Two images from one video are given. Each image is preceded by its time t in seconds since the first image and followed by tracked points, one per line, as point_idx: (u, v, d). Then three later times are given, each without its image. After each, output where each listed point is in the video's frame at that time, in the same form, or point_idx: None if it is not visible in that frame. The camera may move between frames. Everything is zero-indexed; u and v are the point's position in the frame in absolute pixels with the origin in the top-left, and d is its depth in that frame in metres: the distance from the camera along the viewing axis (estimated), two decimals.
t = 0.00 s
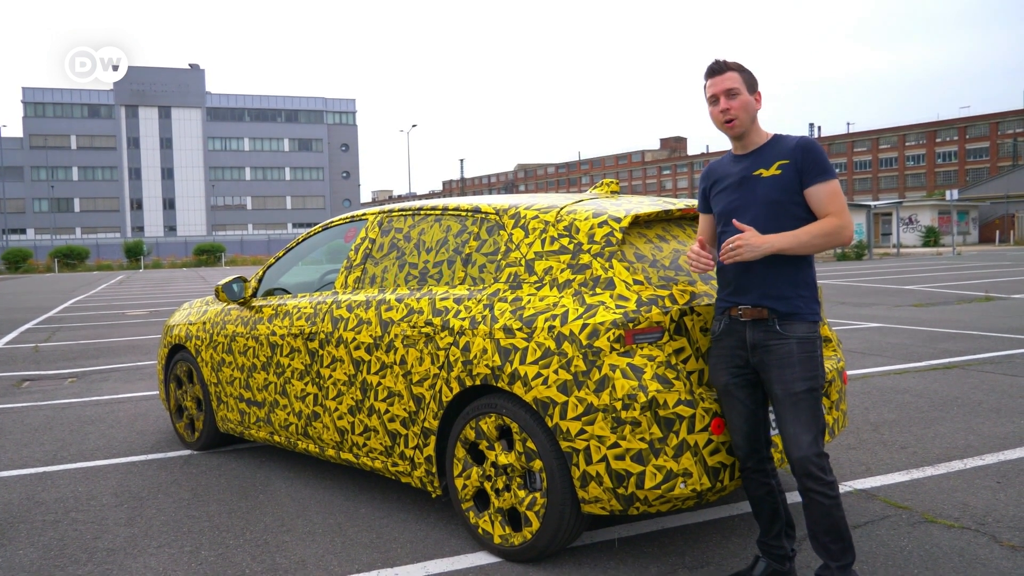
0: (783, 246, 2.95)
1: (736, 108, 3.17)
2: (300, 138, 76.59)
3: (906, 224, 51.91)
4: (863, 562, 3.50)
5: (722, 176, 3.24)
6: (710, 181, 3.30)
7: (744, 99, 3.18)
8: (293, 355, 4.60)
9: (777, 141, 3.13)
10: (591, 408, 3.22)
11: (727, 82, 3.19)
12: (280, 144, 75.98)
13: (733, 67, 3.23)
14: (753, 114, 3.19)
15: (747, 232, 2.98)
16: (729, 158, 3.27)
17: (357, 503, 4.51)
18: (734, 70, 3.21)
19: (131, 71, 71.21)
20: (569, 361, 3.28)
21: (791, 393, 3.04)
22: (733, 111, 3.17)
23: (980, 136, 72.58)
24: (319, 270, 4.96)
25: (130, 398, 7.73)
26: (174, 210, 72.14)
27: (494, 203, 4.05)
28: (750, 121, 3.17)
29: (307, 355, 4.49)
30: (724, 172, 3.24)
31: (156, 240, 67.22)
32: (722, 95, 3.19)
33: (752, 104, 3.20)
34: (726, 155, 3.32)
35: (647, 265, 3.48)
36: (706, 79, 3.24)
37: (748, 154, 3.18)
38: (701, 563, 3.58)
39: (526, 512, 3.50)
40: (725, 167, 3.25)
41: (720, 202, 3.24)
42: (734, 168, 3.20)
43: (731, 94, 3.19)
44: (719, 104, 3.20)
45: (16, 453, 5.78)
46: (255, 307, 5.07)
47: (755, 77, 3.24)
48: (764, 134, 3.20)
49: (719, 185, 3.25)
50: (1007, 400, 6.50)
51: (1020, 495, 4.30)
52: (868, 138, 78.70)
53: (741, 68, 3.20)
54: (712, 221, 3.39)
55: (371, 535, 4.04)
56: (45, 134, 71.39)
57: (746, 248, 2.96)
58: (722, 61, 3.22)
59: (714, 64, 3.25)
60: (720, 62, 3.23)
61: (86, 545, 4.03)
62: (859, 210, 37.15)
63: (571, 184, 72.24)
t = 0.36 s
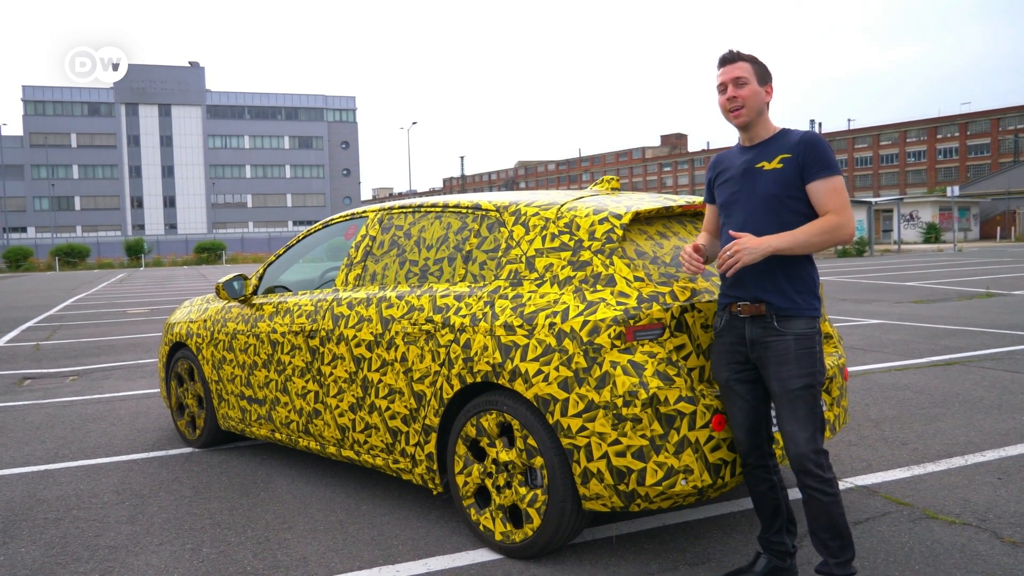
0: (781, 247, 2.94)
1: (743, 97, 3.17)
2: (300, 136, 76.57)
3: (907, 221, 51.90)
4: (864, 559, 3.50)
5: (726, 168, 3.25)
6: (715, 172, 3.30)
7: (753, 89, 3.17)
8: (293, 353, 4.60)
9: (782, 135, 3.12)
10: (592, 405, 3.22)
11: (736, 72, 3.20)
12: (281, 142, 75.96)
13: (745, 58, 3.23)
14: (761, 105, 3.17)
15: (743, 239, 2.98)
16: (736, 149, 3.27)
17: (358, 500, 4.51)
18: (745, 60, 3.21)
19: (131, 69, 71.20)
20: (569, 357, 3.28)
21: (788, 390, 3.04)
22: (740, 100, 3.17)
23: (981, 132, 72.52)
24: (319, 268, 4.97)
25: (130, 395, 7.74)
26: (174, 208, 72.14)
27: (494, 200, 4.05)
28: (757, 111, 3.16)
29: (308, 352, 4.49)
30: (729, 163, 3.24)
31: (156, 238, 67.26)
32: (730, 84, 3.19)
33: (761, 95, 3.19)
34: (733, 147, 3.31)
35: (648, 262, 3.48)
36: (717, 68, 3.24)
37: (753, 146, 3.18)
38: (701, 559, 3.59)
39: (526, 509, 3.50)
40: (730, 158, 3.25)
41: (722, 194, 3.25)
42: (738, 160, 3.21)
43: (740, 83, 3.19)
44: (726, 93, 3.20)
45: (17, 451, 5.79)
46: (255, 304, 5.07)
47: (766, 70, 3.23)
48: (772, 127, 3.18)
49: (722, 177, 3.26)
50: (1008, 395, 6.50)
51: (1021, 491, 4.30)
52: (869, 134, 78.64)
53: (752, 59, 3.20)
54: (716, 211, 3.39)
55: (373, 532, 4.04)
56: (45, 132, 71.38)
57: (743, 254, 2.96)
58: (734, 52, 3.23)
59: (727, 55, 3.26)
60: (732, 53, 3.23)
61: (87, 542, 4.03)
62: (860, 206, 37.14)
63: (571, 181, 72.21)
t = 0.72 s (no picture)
0: (764, 218, 2.92)
1: (727, 107, 3.19)
2: (300, 134, 76.53)
3: (907, 218, 51.90)
4: (864, 556, 3.50)
5: (738, 161, 3.27)
6: (730, 164, 3.32)
7: (734, 99, 3.16)
8: (293, 351, 4.60)
9: (789, 133, 3.10)
10: (592, 403, 3.21)
11: (722, 81, 3.19)
12: (280, 140, 75.93)
13: (734, 63, 3.18)
14: (746, 113, 3.16)
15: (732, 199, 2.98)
16: (748, 144, 3.29)
17: (358, 498, 4.51)
18: (731, 68, 3.17)
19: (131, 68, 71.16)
20: (570, 355, 3.28)
21: (780, 387, 3.03)
22: (724, 111, 3.20)
23: (980, 128, 72.51)
24: (319, 266, 4.96)
25: (130, 394, 7.73)
26: (174, 207, 72.12)
27: (494, 198, 4.04)
28: (740, 121, 3.17)
29: (308, 350, 4.49)
30: (741, 157, 3.26)
31: (156, 237, 67.27)
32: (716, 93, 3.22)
33: (748, 102, 3.14)
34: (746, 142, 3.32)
35: (647, 259, 3.48)
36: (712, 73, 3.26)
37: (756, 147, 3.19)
38: (703, 557, 3.58)
39: (527, 507, 3.50)
40: (743, 153, 3.27)
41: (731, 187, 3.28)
42: (748, 154, 3.22)
43: (725, 93, 3.19)
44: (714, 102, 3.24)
45: (17, 450, 5.79)
46: (255, 302, 5.07)
47: (758, 70, 3.13)
48: (764, 131, 3.15)
49: (734, 169, 3.28)
50: (1009, 392, 6.50)
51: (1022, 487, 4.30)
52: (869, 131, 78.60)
53: (737, 66, 3.15)
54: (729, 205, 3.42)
55: (373, 530, 4.04)
56: (45, 131, 71.36)
57: (724, 213, 2.95)
58: (724, 58, 3.20)
59: (723, 59, 3.24)
60: (722, 59, 3.21)
61: (87, 541, 4.03)
62: (860, 203, 37.14)
63: (571, 179, 72.18)
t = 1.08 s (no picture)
0: (730, 236, 2.93)
1: (725, 110, 3.21)
2: (300, 138, 76.57)
3: (907, 221, 51.93)
4: (864, 559, 3.50)
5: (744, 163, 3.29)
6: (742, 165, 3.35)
7: (731, 101, 3.17)
8: (293, 354, 4.59)
9: (785, 134, 3.10)
10: (591, 406, 3.21)
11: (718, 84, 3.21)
12: (280, 144, 75.96)
13: (730, 65, 3.18)
14: (743, 115, 3.17)
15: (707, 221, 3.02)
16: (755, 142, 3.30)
17: (358, 502, 4.50)
18: (729, 70, 3.18)
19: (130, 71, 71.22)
20: (569, 358, 3.28)
21: (776, 390, 3.03)
22: (723, 113, 3.22)
23: (980, 131, 72.57)
24: (319, 269, 4.96)
25: (129, 398, 7.73)
26: (173, 211, 72.12)
27: (494, 201, 4.05)
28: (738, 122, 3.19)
29: (308, 353, 4.49)
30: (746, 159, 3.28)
31: (156, 240, 67.29)
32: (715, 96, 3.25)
33: (744, 104, 3.15)
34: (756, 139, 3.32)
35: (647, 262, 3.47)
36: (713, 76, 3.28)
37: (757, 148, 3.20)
38: (703, 560, 3.58)
39: (527, 510, 3.50)
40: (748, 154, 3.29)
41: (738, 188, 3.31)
42: (750, 156, 3.24)
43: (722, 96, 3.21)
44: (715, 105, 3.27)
45: (16, 454, 5.78)
46: (255, 306, 5.06)
47: (754, 71, 3.12)
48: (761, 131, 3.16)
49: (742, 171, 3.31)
50: (1009, 395, 6.49)
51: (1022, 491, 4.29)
52: (868, 134, 78.66)
53: (734, 68, 3.16)
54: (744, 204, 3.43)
55: (373, 534, 4.03)
56: (45, 134, 71.40)
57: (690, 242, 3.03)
58: (723, 61, 3.21)
59: (722, 61, 3.24)
60: (720, 62, 3.22)
61: (86, 545, 4.02)
62: (859, 206, 37.17)
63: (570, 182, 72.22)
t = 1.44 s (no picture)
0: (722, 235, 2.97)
1: (728, 108, 3.22)
2: (299, 137, 76.54)
3: (906, 221, 51.94)
4: (863, 559, 3.50)
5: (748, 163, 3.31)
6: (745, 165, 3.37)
7: (734, 98, 3.18)
8: (293, 354, 4.59)
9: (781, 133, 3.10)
10: (592, 405, 3.21)
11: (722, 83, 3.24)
12: (280, 143, 75.94)
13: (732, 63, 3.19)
14: (745, 112, 3.17)
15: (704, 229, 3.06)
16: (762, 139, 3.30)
17: (357, 501, 4.51)
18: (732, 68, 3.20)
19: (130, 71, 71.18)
20: (569, 358, 3.28)
21: (774, 391, 3.04)
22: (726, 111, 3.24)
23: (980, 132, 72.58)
24: (318, 269, 4.97)
25: (129, 397, 7.73)
26: (173, 210, 72.09)
27: (493, 200, 4.05)
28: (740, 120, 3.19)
29: (307, 353, 4.49)
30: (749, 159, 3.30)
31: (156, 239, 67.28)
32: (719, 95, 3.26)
33: (747, 100, 3.16)
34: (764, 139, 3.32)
35: (647, 262, 3.47)
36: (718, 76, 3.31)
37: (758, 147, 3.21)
38: (702, 560, 3.58)
39: (526, 510, 3.50)
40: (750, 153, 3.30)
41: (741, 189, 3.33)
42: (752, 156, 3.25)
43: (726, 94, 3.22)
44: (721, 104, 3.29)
45: (16, 453, 5.78)
46: (254, 305, 5.07)
47: (755, 68, 3.13)
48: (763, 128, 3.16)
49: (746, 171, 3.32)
50: (1008, 395, 6.49)
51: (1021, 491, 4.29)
52: (868, 134, 78.67)
53: (737, 65, 3.18)
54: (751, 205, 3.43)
55: (372, 533, 4.03)
56: (44, 133, 71.39)
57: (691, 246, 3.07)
58: (728, 59, 3.23)
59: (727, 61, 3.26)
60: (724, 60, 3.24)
61: (85, 545, 4.02)
62: (859, 206, 37.19)
63: (570, 182, 72.23)
